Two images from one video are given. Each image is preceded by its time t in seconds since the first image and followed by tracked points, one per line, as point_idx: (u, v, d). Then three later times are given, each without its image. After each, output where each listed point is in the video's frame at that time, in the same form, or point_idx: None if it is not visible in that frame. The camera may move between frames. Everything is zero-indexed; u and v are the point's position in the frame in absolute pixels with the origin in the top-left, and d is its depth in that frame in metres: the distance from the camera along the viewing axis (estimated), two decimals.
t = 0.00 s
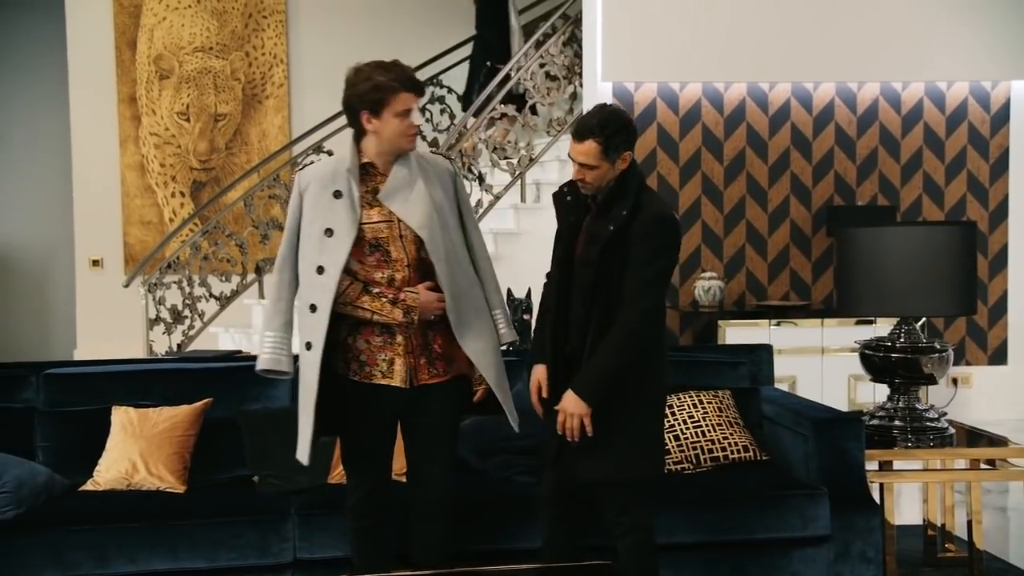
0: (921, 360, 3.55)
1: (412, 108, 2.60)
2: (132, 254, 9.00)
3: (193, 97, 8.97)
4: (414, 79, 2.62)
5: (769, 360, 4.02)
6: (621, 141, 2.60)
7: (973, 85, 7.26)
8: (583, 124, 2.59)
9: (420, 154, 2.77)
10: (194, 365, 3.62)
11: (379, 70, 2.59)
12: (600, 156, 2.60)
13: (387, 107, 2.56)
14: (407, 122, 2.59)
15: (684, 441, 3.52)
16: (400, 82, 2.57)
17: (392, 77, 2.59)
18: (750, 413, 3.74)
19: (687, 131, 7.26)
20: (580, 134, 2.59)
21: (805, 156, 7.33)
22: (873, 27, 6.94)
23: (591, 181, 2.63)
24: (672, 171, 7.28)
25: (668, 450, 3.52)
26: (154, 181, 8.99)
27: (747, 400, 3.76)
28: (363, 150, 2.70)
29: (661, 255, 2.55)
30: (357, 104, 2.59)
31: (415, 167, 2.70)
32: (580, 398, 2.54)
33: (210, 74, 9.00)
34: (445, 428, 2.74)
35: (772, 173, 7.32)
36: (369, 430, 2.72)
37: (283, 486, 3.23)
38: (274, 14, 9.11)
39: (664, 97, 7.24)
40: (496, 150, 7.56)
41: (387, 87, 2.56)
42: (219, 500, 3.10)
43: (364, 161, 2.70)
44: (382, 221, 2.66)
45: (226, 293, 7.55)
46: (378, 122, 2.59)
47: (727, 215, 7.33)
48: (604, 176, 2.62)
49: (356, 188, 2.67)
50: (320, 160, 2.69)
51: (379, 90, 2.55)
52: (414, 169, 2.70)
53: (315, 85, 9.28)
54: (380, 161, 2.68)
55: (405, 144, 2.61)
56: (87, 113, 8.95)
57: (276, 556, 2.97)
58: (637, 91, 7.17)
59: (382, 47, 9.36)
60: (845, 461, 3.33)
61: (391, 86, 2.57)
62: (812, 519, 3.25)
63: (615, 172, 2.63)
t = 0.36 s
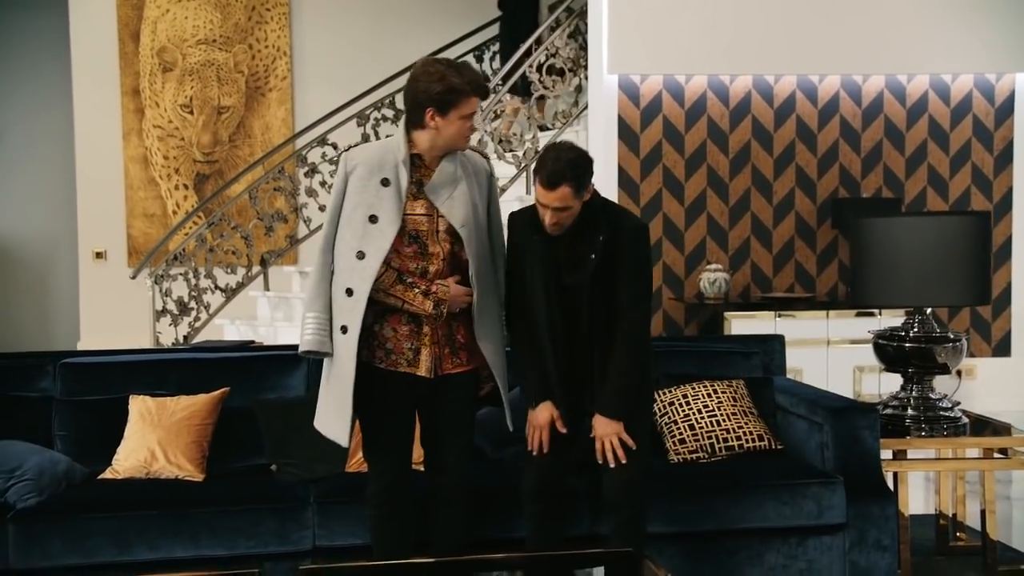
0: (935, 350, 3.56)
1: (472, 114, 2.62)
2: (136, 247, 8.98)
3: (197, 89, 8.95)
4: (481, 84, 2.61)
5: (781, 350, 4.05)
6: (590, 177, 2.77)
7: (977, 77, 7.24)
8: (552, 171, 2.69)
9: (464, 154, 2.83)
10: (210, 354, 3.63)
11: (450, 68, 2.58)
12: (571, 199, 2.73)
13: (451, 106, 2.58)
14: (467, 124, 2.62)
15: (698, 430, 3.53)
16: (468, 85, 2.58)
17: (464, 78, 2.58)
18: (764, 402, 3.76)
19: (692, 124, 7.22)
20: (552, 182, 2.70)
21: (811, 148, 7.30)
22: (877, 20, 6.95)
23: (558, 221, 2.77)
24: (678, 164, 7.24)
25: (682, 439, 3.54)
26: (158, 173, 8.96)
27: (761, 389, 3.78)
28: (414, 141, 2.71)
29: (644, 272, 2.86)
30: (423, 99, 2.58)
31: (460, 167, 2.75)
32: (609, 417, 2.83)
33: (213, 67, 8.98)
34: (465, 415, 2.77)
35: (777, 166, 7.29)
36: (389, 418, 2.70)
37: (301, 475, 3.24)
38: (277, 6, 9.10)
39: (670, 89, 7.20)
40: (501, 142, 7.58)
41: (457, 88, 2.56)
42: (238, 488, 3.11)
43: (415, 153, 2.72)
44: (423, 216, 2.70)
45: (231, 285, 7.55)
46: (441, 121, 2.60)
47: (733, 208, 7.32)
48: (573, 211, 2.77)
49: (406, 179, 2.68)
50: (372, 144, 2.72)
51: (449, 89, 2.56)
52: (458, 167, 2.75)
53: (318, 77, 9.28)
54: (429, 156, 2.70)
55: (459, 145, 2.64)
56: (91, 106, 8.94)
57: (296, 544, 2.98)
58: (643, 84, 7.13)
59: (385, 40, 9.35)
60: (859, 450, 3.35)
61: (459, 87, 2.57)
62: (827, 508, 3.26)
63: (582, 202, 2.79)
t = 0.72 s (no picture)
0: (943, 320, 3.58)
1: (496, 91, 2.55)
2: (135, 223, 8.94)
3: (196, 65, 8.91)
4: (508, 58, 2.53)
5: (788, 321, 4.04)
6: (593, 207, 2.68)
7: (978, 53, 7.23)
8: (557, 215, 2.63)
9: (491, 128, 2.77)
10: (220, 324, 3.63)
11: (483, 40, 2.53)
12: (577, 236, 2.68)
13: (479, 78, 2.52)
14: (492, 101, 2.56)
15: (707, 398, 3.55)
16: (499, 60, 2.52)
17: (494, 52, 2.53)
18: (771, 371, 3.79)
19: (694, 100, 7.20)
20: (558, 226, 2.64)
21: (812, 125, 7.28)
22: None
23: (565, 255, 2.73)
24: (680, 139, 7.22)
25: (692, 408, 3.55)
26: (157, 150, 8.92)
27: (768, 358, 3.82)
28: (438, 108, 2.65)
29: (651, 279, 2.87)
30: (453, 66, 2.54)
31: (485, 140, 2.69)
32: (620, 410, 2.85)
33: (212, 43, 8.94)
34: (474, 384, 2.71)
35: (779, 142, 7.27)
36: (396, 383, 2.66)
37: (313, 442, 3.26)
38: None
39: (672, 64, 7.17)
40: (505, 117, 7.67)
41: (487, 60, 2.51)
42: (250, 455, 3.12)
43: (440, 119, 2.66)
44: (441, 184, 2.64)
45: (233, 261, 7.55)
46: (468, 91, 2.54)
47: (734, 183, 7.30)
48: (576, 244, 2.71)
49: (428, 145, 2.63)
50: (400, 107, 2.68)
51: (479, 60, 2.51)
52: (484, 140, 2.69)
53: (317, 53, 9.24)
54: (454, 125, 2.64)
55: (482, 118, 2.59)
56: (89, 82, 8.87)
57: (309, 510, 3.00)
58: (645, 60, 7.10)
59: (384, 16, 9.31)
60: (869, 417, 3.38)
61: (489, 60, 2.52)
62: (837, 475, 3.29)
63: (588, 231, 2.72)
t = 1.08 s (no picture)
0: (948, 292, 3.60)
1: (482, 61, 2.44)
2: (133, 202, 8.87)
3: (192, 43, 8.77)
4: (494, 27, 2.42)
5: (793, 295, 4.04)
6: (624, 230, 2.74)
7: (978, 30, 7.20)
8: (591, 231, 2.68)
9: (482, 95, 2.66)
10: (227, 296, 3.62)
11: (468, 11, 2.42)
12: (605, 254, 2.74)
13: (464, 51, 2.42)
14: (475, 73, 2.46)
15: (713, 370, 3.57)
16: (484, 32, 2.41)
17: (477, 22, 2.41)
18: (775, 343, 3.80)
19: (694, 77, 7.17)
20: (591, 242, 2.69)
21: (812, 103, 7.24)
22: None
23: (589, 268, 2.81)
24: (680, 118, 7.19)
25: (698, 379, 3.57)
26: (154, 128, 8.81)
27: (774, 331, 3.83)
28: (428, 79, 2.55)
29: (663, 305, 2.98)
30: (435, 35, 2.44)
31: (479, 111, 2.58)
32: (600, 406, 2.96)
33: (209, 20, 8.77)
34: (475, 353, 2.61)
35: (778, 120, 7.24)
36: (394, 354, 2.56)
37: (322, 413, 3.27)
38: None
39: (672, 42, 7.14)
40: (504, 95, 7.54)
41: (471, 32, 2.40)
42: (260, 425, 3.13)
43: (431, 92, 2.56)
44: (437, 156, 2.54)
45: (233, 239, 7.53)
46: (450, 61, 2.45)
47: (733, 161, 7.27)
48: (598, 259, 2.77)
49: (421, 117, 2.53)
50: (387, 80, 2.57)
51: (462, 31, 2.40)
52: (477, 111, 2.58)
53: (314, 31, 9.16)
54: (446, 96, 2.54)
55: (469, 89, 2.48)
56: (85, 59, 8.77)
57: (320, 479, 3.02)
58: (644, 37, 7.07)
59: None
60: (875, 387, 3.40)
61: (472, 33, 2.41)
62: (843, 445, 3.31)
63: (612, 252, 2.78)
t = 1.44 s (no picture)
0: (953, 283, 3.61)
1: (434, 54, 2.49)
2: (132, 198, 8.82)
3: (192, 38, 8.69)
4: (443, 20, 2.47)
5: (797, 287, 4.04)
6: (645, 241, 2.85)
7: (978, 26, 7.19)
8: (615, 235, 2.78)
9: (443, 80, 2.72)
10: (233, 287, 3.62)
11: (412, 4, 2.47)
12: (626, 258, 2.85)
13: (406, 45, 2.47)
14: (420, 66, 2.51)
15: (721, 361, 3.58)
16: (423, 27, 2.45)
17: (421, 15, 2.46)
18: (780, 335, 3.81)
19: (695, 72, 7.16)
20: (615, 246, 2.79)
21: (812, 98, 7.24)
22: None
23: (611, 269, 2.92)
24: (680, 113, 7.19)
25: (706, 370, 3.58)
26: (153, 123, 8.77)
27: (778, 323, 3.84)
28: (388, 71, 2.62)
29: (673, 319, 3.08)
30: (383, 30, 2.50)
31: (440, 100, 2.64)
32: (604, 391, 3.01)
33: (208, 16, 8.68)
34: (456, 341, 2.65)
35: (778, 115, 7.23)
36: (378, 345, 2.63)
37: (331, 404, 3.28)
38: None
39: (672, 37, 7.13)
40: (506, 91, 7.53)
41: (411, 24, 2.45)
42: (269, 415, 3.15)
43: (391, 85, 2.63)
44: (402, 149, 2.61)
45: (233, 234, 7.53)
46: (396, 54, 2.51)
47: (733, 156, 7.26)
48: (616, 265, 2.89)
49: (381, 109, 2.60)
50: (350, 75, 2.65)
51: (404, 26, 2.45)
52: (439, 100, 2.65)
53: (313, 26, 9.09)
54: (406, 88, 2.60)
55: (419, 81, 2.54)
56: (84, 54, 8.73)
57: (330, 469, 3.04)
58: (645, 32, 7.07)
59: None
60: (883, 378, 3.41)
61: (414, 27, 2.46)
62: (851, 436, 3.32)
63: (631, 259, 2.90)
